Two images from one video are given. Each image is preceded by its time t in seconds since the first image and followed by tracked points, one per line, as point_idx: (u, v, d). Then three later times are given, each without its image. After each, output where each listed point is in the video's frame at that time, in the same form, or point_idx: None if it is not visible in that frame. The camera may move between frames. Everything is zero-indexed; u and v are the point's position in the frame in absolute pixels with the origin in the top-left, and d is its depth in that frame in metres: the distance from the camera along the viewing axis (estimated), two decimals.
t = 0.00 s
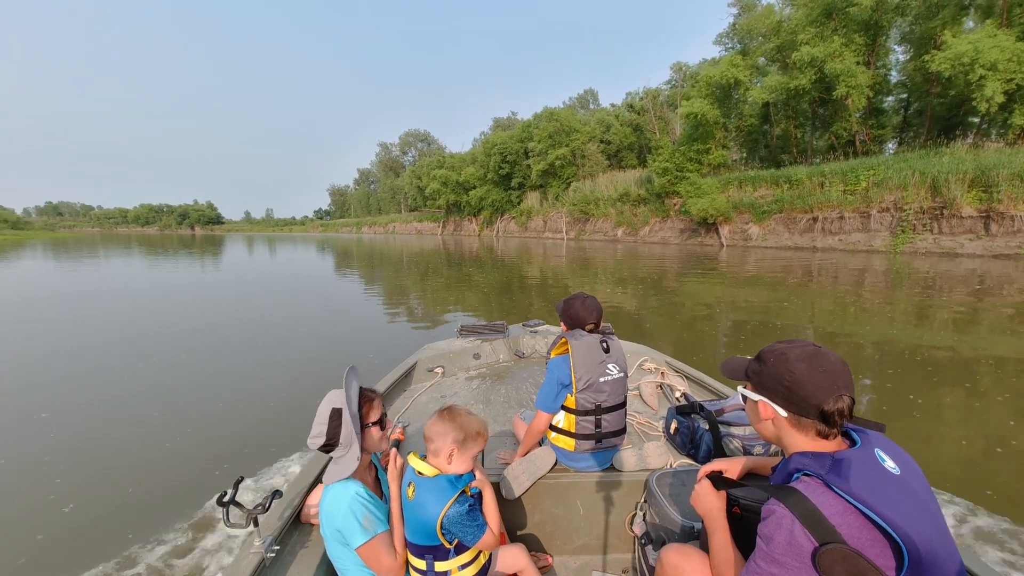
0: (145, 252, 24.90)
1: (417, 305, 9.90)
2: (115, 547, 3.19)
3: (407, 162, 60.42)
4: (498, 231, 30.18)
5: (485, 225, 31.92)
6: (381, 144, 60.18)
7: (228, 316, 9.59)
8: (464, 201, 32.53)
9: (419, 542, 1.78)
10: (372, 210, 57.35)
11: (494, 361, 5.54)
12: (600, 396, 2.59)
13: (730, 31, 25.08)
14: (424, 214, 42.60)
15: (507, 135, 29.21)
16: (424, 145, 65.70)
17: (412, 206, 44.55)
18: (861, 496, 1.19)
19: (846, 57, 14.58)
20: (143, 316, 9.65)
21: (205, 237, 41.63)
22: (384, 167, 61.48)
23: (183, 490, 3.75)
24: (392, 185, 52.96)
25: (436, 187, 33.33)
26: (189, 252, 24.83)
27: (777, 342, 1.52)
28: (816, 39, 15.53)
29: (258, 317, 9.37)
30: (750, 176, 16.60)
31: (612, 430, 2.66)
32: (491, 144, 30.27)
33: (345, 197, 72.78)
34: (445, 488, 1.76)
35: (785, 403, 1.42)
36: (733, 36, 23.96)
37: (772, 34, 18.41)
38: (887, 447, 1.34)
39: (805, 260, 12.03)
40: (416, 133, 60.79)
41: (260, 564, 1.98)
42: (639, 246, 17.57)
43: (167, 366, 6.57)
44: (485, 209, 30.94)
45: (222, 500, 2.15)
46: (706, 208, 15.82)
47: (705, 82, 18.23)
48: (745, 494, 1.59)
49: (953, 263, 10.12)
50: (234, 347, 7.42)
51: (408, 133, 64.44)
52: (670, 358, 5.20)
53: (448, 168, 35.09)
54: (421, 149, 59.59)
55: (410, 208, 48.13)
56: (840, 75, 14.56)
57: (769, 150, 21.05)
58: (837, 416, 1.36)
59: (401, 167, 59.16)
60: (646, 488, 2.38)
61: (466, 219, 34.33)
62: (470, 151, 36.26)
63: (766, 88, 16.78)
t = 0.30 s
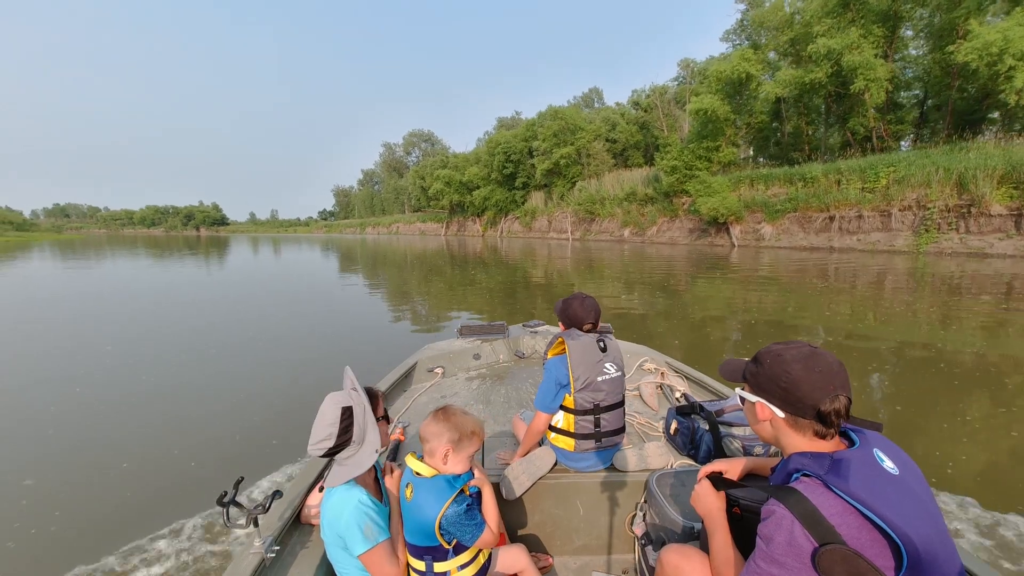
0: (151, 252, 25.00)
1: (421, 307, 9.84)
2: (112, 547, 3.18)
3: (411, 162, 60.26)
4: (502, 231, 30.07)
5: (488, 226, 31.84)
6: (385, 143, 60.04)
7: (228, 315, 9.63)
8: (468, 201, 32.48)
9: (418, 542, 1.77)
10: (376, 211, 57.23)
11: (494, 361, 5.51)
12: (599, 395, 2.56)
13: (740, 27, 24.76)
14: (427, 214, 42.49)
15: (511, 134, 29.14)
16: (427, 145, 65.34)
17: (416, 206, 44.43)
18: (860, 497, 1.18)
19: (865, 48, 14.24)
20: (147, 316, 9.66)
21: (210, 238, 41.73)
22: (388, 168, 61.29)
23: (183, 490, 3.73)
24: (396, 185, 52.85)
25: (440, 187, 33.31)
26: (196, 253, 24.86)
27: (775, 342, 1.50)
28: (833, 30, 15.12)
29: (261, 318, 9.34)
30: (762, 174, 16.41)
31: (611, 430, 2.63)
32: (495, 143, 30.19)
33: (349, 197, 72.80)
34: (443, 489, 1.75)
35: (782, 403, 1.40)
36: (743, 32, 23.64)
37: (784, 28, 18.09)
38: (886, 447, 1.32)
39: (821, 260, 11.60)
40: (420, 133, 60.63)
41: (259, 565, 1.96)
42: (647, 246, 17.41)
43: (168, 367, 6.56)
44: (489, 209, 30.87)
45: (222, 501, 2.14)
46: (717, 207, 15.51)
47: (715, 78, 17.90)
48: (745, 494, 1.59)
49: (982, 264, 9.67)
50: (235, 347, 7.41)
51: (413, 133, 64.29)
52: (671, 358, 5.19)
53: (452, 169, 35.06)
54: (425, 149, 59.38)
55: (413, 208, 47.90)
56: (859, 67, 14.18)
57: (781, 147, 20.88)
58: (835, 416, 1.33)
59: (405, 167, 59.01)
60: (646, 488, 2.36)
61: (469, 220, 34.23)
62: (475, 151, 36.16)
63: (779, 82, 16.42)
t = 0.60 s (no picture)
0: (155, 253, 25.01)
1: (423, 307, 9.72)
2: (107, 546, 3.10)
3: (414, 161, 60.10)
4: (505, 230, 29.97)
5: (491, 225, 31.72)
6: (388, 143, 59.90)
7: (228, 316, 9.55)
8: (470, 200, 32.42)
9: (417, 541, 1.68)
10: (378, 211, 57.10)
11: (494, 361, 5.41)
12: (599, 400, 2.47)
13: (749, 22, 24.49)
14: (430, 214, 42.38)
15: (514, 133, 29.04)
16: (429, 144, 64.93)
17: (418, 205, 44.30)
18: (861, 496, 1.11)
19: (884, 38, 13.95)
20: (147, 316, 9.59)
21: (213, 239, 41.81)
22: (390, 167, 60.97)
23: (181, 492, 3.62)
24: (399, 185, 52.75)
25: (442, 186, 33.30)
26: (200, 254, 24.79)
27: (779, 341, 1.39)
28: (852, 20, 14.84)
29: (262, 318, 9.24)
30: (773, 171, 16.21)
31: (611, 433, 2.55)
32: (498, 141, 30.10)
33: (352, 198, 72.78)
34: (442, 487, 1.65)
35: (783, 402, 1.30)
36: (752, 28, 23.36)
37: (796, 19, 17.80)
38: (887, 445, 1.24)
39: (837, 259, 11.39)
40: (423, 133, 60.48)
41: (259, 564, 1.87)
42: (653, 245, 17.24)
43: (165, 367, 6.47)
44: (492, 208, 30.78)
45: (222, 502, 2.01)
46: (727, 204, 15.18)
47: (726, 71, 17.54)
48: (745, 493, 1.58)
49: (1008, 263, 9.41)
50: (233, 347, 7.33)
51: (416, 133, 64.13)
52: (670, 359, 5.08)
53: (454, 168, 35.00)
54: (428, 148, 59.20)
55: (416, 208, 47.65)
56: (878, 58, 13.96)
57: (793, 142, 20.66)
58: (837, 416, 1.24)
59: (407, 166, 58.93)
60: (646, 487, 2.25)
61: (472, 219, 34.07)
62: (478, 150, 36.09)
63: (792, 74, 16.11)
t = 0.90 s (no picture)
0: (159, 252, 25.06)
1: (426, 308, 9.69)
2: (102, 544, 3.06)
3: (417, 161, 60.09)
4: (507, 230, 30.00)
5: (494, 225, 31.73)
6: (391, 143, 60.02)
7: (229, 315, 9.50)
8: (473, 199, 32.48)
9: (413, 542, 1.62)
10: (381, 211, 57.09)
11: (494, 361, 5.36)
12: (600, 406, 2.43)
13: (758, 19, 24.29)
14: (432, 213, 42.38)
15: (517, 131, 29.12)
16: (432, 143, 64.69)
17: (421, 205, 44.29)
18: (862, 497, 1.09)
19: (904, 30, 13.73)
20: (148, 315, 9.57)
21: (216, 237, 41.92)
22: (392, 166, 60.77)
23: (180, 491, 3.58)
24: (401, 185, 52.79)
25: (444, 185, 33.41)
26: (203, 253, 24.81)
27: (783, 341, 1.33)
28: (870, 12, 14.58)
29: (262, 318, 9.21)
30: (786, 169, 16.06)
31: (611, 438, 2.51)
32: (501, 140, 30.15)
33: (354, 197, 72.91)
34: (437, 488, 1.61)
35: (788, 403, 1.26)
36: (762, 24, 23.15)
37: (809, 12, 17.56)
38: (888, 445, 1.22)
39: (854, 261, 11.20)
40: (425, 132, 60.56)
41: (260, 564, 1.83)
42: (659, 245, 17.15)
43: (164, 366, 6.43)
44: (494, 208, 30.79)
45: (222, 501, 1.97)
46: (737, 203, 15.07)
47: (737, 64, 17.15)
48: (746, 494, 1.53)
49: None
50: (231, 347, 7.30)
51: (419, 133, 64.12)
52: (671, 358, 5.04)
53: (455, 167, 35.07)
54: (430, 148, 59.26)
55: (419, 208, 47.54)
56: (897, 49, 13.75)
57: (803, 140, 20.64)
58: (842, 418, 1.22)
59: (410, 166, 58.96)
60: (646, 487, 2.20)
61: (475, 219, 34.03)
62: (481, 150, 36.14)
63: (805, 68, 15.91)
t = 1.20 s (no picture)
0: (166, 250, 25.35)
1: (429, 308, 9.86)
2: (107, 544, 3.25)
3: (420, 160, 60.12)
4: (510, 230, 30.22)
5: (496, 224, 31.94)
6: (393, 142, 60.10)
7: (229, 315, 9.70)
8: (475, 199, 32.72)
9: (413, 543, 1.81)
10: (384, 210, 57.27)
11: (494, 361, 5.56)
12: (600, 406, 2.62)
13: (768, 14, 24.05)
14: (436, 212, 42.51)
15: (520, 129, 29.31)
16: (436, 142, 64.45)
17: (424, 204, 44.47)
18: (858, 496, 1.24)
19: (924, 22, 13.42)
20: (158, 315, 9.76)
21: (221, 237, 42.23)
22: (396, 165, 60.71)
23: (183, 493, 3.75)
24: (404, 184, 52.98)
25: (446, 185, 33.68)
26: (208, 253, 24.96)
27: (776, 343, 1.53)
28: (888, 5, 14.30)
29: (265, 318, 9.39)
30: (802, 168, 15.90)
31: (611, 438, 2.70)
32: (504, 138, 30.28)
33: (357, 196, 73.05)
34: (435, 489, 1.80)
35: (792, 406, 1.43)
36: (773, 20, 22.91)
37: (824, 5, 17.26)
38: (884, 447, 1.38)
39: (871, 263, 11.06)
40: (427, 130, 60.50)
41: (260, 564, 2.01)
42: (665, 247, 17.21)
43: (173, 367, 6.62)
44: (497, 208, 30.99)
45: (223, 501, 2.17)
46: (748, 203, 14.95)
47: (748, 60, 16.92)
48: (746, 495, 1.71)
49: None
50: (238, 347, 7.48)
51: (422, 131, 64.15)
52: (670, 359, 5.24)
53: (457, 167, 35.26)
54: (432, 147, 59.30)
55: (422, 208, 47.63)
56: (917, 42, 13.45)
57: (813, 139, 20.67)
58: (842, 416, 1.39)
59: (412, 165, 59.13)
60: (647, 487, 2.40)
61: (478, 218, 34.23)
62: (483, 150, 36.28)
63: (819, 63, 15.73)
